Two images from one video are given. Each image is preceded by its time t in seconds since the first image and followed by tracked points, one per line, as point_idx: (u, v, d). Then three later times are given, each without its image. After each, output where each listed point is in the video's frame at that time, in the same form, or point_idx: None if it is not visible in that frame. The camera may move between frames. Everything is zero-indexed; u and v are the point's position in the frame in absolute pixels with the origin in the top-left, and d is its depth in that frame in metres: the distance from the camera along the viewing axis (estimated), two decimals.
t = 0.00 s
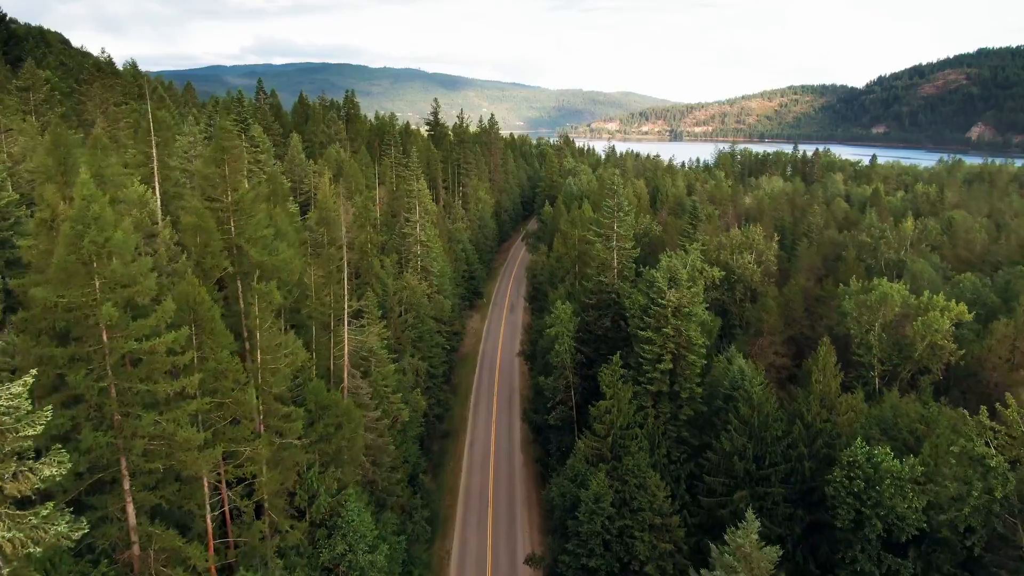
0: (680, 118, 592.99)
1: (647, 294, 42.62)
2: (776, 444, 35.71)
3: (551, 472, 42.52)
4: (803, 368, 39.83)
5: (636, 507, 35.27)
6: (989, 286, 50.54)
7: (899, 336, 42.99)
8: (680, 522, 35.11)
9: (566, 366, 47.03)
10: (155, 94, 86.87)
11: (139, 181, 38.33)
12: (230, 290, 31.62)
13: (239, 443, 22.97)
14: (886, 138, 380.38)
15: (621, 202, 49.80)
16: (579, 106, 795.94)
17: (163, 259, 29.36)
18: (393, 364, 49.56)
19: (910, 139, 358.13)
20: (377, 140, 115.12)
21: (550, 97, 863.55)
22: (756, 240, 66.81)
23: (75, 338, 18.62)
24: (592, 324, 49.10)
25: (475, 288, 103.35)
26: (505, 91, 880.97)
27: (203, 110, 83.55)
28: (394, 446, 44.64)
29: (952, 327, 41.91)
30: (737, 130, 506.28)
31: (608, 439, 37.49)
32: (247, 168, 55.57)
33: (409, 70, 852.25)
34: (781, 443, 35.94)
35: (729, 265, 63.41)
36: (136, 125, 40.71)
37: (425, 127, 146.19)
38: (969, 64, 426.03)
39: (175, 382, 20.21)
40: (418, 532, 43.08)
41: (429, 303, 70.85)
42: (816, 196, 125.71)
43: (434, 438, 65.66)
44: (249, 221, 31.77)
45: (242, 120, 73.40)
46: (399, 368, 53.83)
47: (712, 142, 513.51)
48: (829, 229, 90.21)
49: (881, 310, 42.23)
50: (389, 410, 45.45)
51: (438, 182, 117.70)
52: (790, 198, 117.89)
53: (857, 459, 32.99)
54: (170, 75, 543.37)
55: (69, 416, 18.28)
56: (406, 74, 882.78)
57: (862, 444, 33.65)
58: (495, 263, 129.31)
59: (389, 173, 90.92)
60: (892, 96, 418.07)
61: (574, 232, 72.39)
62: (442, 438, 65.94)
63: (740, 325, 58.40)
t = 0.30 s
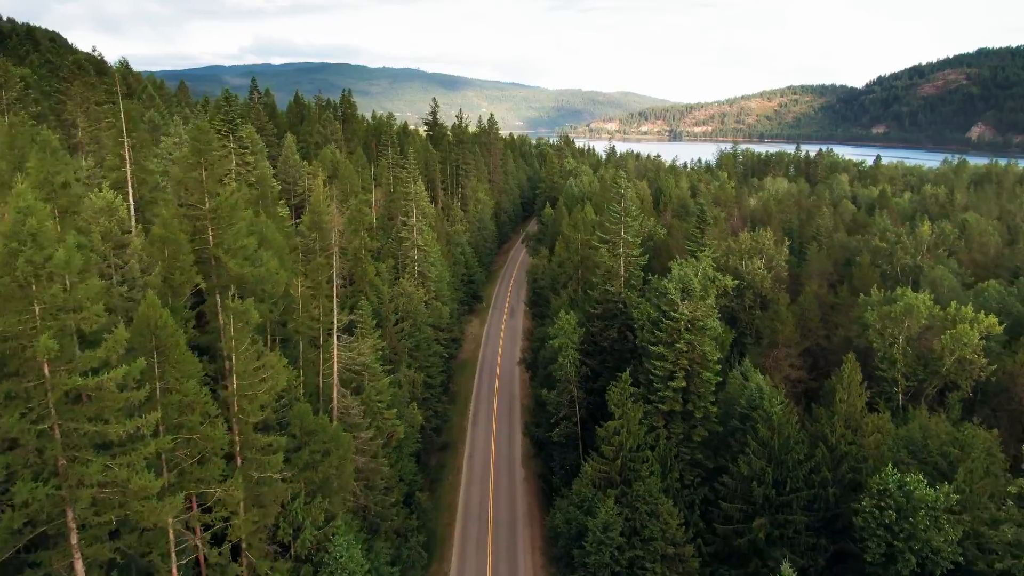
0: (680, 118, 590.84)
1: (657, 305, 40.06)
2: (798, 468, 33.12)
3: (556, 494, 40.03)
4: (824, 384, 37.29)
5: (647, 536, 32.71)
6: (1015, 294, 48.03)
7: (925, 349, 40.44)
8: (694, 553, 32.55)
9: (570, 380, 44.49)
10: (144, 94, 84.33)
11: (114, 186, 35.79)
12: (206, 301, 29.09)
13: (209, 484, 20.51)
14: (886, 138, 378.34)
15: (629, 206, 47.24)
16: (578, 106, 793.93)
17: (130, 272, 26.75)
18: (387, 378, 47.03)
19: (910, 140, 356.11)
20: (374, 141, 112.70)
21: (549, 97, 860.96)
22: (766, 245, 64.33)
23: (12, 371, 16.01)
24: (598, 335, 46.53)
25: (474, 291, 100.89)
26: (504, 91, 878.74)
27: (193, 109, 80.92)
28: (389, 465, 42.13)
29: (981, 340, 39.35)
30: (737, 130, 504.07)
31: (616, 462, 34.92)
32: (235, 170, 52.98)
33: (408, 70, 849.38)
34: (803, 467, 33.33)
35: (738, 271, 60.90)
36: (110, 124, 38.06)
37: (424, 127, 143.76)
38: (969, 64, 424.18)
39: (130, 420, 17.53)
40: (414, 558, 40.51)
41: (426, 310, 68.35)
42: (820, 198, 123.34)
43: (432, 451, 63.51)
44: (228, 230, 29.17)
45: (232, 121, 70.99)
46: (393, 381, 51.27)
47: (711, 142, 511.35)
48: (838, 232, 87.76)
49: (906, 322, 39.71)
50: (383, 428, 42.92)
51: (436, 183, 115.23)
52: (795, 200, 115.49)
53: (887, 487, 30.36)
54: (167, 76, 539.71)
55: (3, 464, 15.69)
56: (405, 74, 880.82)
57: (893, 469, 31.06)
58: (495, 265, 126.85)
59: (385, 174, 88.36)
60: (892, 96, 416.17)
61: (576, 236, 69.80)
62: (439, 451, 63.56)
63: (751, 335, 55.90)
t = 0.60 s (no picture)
0: (679, 118, 588.28)
1: (671, 319, 37.15)
2: (827, 501, 30.11)
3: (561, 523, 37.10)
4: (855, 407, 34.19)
5: None
6: None
7: (959, 366, 37.48)
8: None
9: (575, 397, 41.77)
10: (131, 94, 81.36)
11: (79, 193, 32.92)
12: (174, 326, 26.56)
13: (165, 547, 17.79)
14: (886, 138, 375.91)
15: (638, 211, 44.32)
16: (577, 106, 790.53)
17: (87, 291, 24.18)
18: (381, 395, 44.15)
19: (910, 139, 353.55)
20: (370, 141, 109.69)
21: (548, 97, 858.13)
22: (779, 251, 61.45)
23: None
24: (605, 350, 43.65)
25: (473, 296, 97.99)
26: (503, 91, 875.77)
27: (180, 108, 77.86)
28: (382, 492, 39.18)
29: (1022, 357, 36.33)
30: (737, 130, 501.36)
31: (628, 493, 32.00)
32: (219, 173, 50.04)
33: (406, 70, 846.06)
34: (833, 500, 30.32)
35: (750, 278, 57.97)
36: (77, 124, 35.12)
37: (421, 127, 140.85)
38: (970, 64, 421.74)
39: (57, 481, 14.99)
40: None
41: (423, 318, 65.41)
42: (827, 200, 120.42)
43: (429, 467, 60.90)
44: (195, 245, 26.32)
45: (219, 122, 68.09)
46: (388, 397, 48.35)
47: (711, 142, 508.48)
48: (849, 236, 84.89)
49: (939, 337, 36.81)
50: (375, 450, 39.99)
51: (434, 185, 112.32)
52: (801, 202, 112.67)
53: (930, 525, 27.29)
54: (163, 76, 535.70)
55: None
56: (404, 73, 877.91)
57: (935, 504, 28.06)
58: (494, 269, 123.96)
59: (381, 176, 85.40)
60: (892, 96, 413.89)
61: (580, 241, 66.87)
62: (436, 465, 60.90)
63: (765, 346, 52.98)
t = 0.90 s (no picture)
0: (679, 118, 586.14)
1: (684, 334, 34.71)
2: (858, 536, 27.53)
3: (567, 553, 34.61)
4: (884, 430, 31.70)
5: None
6: None
7: (993, 384, 35.03)
8: None
9: (582, 416, 39.30)
10: (119, 93, 78.87)
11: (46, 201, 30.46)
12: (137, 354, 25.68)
13: None
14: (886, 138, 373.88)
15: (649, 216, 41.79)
16: (576, 106, 788.23)
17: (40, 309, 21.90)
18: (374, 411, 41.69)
19: (911, 139, 351.36)
20: (367, 141, 107.28)
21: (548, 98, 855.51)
22: (791, 257, 59.06)
23: None
24: (613, 365, 41.17)
25: (472, 301, 95.46)
26: (502, 91, 873.17)
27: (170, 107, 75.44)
28: (375, 518, 36.68)
29: None
30: (736, 130, 499.03)
31: (640, 525, 29.49)
32: (206, 177, 47.65)
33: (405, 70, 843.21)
34: (864, 535, 27.75)
35: (762, 286, 55.56)
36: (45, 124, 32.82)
37: (419, 127, 138.36)
38: (970, 63, 419.90)
39: None
40: None
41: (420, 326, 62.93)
42: (832, 201, 118.14)
43: (426, 484, 58.34)
44: (159, 262, 24.00)
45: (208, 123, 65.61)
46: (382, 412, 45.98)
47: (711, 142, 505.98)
48: (859, 240, 82.51)
49: (972, 354, 34.38)
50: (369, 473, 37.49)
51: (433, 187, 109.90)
52: (807, 204, 110.35)
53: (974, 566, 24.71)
54: (161, 75, 532.78)
55: None
56: (402, 73, 875.05)
57: (979, 541, 25.56)
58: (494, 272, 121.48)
59: (378, 178, 82.95)
60: (892, 96, 412.01)
61: (583, 246, 64.44)
62: (434, 481, 58.42)
63: (779, 357, 50.55)
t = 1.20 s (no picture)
0: (678, 118, 583.87)
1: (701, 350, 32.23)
2: None
3: None
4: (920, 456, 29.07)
5: None
6: None
7: None
8: None
9: (588, 436, 36.81)
10: (106, 92, 76.40)
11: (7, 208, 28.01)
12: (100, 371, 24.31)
13: None
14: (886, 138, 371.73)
15: (659, 222, 39.32)
16: (575, 106, 785.57)
17: None
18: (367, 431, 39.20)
19: (910, 139, 349.27)
20: (363, 141, 104.88)
21: (547, 97, 853.48)
22: (803, 263, 56.64)
23: None
24: (621, 381, 38.69)
25: (471, 305, 92.82)
26: (501, 91, 870.72)
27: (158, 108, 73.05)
28: (366, 549, 34.04)
29: None
30: (736, 130, 496.82)
31: (655, 562, 26.86)
32: (189, 180, 45.14)
33: (404, 70, 840.87)
34: None
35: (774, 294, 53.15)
36: (5, 125, 30.33)
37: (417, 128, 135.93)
38: (970, 63, 417.93)
39: None
40: None
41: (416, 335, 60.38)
42: (838, 203, 115.89)
43: (423, 502, 55.74)
44: (117, 277, 21.25)
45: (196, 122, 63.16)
46: (375, 429, 43.42)
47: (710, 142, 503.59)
48: (870, 243, 80.16)
49: (1011, 372, 31.91)
50: (360, 499, 34.84)
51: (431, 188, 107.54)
52: (813, 206, 108.02)
53: None
54: (158, 75, 530.49)
55: None
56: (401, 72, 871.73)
57: None
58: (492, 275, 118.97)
59: (374, 180, 80.47)
60: (892, 96, 409.97)
61: (588, 251, 62.01)
62: (431, 498, 55.93)
63: (794, 370, 48.12)
